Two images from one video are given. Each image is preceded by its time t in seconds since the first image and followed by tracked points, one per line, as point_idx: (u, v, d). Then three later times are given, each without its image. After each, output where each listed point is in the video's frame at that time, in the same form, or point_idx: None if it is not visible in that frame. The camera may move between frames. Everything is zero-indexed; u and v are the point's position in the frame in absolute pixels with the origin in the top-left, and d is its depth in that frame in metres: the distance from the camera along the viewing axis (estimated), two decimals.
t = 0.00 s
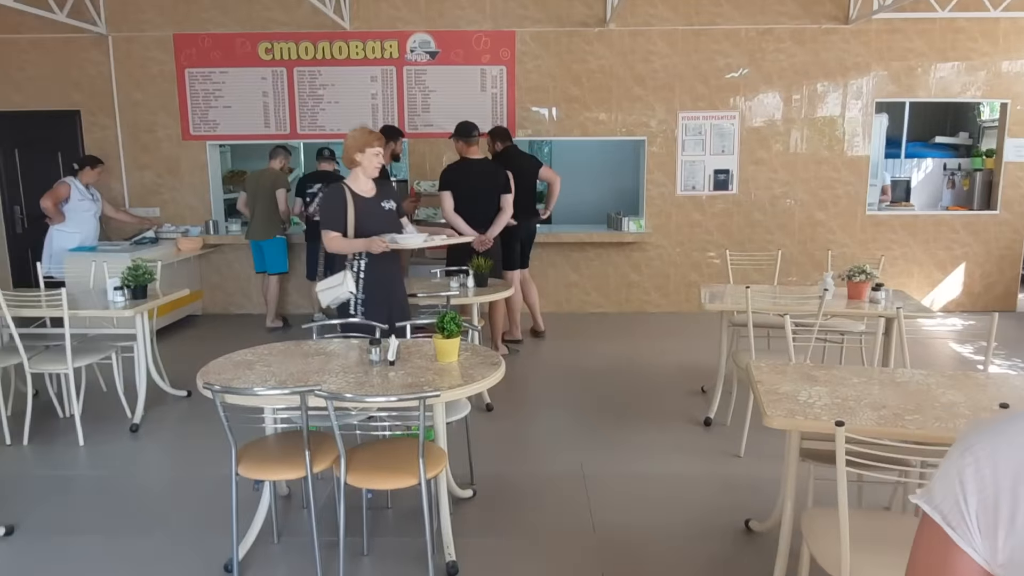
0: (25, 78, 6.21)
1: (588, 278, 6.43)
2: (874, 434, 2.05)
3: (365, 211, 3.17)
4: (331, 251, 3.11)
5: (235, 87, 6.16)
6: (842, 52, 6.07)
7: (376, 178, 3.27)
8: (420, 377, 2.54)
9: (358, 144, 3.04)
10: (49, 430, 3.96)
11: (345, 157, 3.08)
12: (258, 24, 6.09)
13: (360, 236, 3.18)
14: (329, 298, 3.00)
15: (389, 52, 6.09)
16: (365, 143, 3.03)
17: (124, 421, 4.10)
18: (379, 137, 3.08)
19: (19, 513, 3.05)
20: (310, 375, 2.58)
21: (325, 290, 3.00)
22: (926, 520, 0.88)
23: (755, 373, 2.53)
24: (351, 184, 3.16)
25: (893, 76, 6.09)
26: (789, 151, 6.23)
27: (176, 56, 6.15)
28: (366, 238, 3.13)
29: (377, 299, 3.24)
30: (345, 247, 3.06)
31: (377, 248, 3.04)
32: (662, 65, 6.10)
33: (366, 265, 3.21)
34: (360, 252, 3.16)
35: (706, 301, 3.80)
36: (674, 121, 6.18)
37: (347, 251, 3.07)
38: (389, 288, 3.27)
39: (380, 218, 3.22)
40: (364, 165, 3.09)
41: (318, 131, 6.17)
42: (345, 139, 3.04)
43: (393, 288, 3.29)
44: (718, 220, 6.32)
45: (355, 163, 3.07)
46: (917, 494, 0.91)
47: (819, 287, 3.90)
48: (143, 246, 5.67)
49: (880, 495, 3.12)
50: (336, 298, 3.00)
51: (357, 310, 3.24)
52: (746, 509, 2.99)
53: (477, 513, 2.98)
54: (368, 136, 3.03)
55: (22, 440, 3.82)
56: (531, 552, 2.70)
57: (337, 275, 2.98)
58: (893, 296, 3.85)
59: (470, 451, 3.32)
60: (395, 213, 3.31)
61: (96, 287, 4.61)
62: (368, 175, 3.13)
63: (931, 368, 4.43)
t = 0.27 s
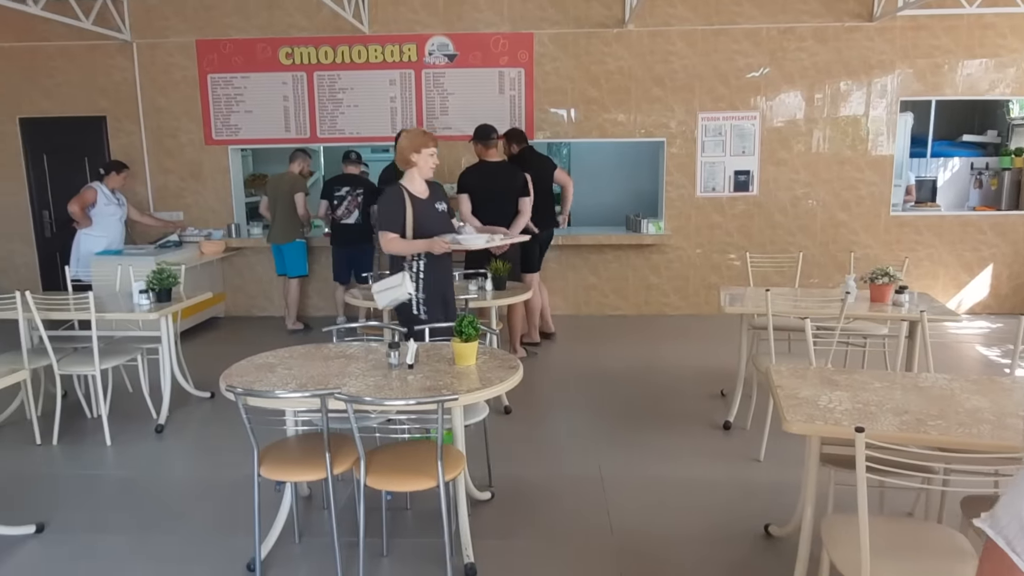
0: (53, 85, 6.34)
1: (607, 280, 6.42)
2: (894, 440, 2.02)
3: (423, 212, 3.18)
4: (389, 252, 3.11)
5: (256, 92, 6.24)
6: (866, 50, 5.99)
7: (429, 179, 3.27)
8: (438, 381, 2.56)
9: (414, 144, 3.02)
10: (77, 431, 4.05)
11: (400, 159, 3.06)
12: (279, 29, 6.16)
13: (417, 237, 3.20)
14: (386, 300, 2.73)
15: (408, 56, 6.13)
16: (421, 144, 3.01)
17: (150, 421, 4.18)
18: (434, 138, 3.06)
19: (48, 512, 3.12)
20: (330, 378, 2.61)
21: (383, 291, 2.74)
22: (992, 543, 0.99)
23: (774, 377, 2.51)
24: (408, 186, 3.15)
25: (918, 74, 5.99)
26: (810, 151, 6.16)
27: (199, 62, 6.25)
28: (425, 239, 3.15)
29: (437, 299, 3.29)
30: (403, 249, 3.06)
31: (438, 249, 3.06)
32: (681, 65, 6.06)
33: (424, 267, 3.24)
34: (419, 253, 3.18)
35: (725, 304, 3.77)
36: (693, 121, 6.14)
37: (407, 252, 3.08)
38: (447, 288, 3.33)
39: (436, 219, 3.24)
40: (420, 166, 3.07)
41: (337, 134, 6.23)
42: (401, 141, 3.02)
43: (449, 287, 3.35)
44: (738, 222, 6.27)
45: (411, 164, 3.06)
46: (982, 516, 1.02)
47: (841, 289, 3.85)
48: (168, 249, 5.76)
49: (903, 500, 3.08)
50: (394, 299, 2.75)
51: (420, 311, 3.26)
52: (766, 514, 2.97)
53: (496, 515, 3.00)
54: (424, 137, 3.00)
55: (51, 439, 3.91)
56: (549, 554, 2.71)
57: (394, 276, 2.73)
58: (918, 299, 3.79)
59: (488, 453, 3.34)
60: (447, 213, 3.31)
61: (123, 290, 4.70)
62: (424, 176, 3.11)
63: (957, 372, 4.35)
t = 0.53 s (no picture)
0: (76, 92, 6.45)
1: (624, 286, 6.39)
2: (915, 450, 1.99)
3: (480, 222, 3.18)
4: (448, 263, 3.11)
5: (275, 98, 6.30)
6: (886, 53, 5.92)
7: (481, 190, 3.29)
8: (455, 387, 2.55)
9: (470, 154, 3.07)
10: (98, 433, 4.10)
11: (456, 169, 3.10)
12: (297, 35, 6.22)
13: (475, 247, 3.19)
14: (448, 311, 2.87)
15: (425, 61, 6.16)
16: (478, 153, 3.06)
17: (169, 424, 4.22)
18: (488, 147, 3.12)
19: (69, 514, 3.17)
20: (348, 384, 2.62)
21: (444, 304, 2.88)
22: None
23: (793, 385, 2.48)
24: (463, 197, 3.13)
25: (940, 77, 5.92)
26: (830, 156, 6.10)
27: (219, 68, 6.32)
28: (484, 248, 3.15)
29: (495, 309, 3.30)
30: (463, 258, 3.07)
31: (498, 258, 3.09)
32: (699, 69, 6.03)
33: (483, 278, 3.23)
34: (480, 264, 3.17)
35: (743, 310, 3.74)
36: (711, 126, 6.11)
37: (467, 262, 3.08)
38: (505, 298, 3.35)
39: (491, 229, 3.23)
40: (475, 176, 3.12)
41: (355, 139, 6.27)
42: (458, 151, 3.07)
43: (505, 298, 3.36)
44: (756, 227, 6.23)
45: (466, 174, 3.10)
46: None
47: (862, 296, 3.81)
48: (187, 254, 5.83)
49: (924, 510, 3.03)
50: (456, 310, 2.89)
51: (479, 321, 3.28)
52: (784, 522, 2.94)
53: (512, 521, 2.99)
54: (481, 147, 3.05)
55: (73, 442, 3.96)
56: (565, 560, 2.70)
57: (456, 289, 2.85)
58: (940, 305, 3.74)
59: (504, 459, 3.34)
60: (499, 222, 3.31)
61: (143, 294, 4.76)
62: (479, 186, 3.14)
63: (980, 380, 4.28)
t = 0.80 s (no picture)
0: (99, 100, 6.55)
1: (639, 294, 6.38)
2: (935, 462, 1.96)
3: (539, 228, 3.13)
4: (511, 271, 3.05)
5: (293, 106, 6.36)
6: (906, 60, 5.87)
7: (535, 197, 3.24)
8: (470, 395, 2.56)
9: (527, 159, 3.03)
10: (118, 437, 4.16)
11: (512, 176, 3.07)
12: (316, 44, 6.28)
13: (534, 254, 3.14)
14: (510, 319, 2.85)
15: (442, 69, 6.20)
16: (535, 157, 3.02)
17: (187, 429, 4.27)
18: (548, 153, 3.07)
19: (89, 517, 3.21)
20: (364, 391, 2.63)
21: (504, 313, 2.84)
22: None
23: (810, 396, 2.46)
24: (520, 203, 3.09)
25: (960, 84, 5.85)
26: (848, 163, 6.05)
27: (238, 77, 6.40)
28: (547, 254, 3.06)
29: (551, 321, 3.23)
30: (525, 265, 3.01)
31: (564, 264, 2.96)
32: (715, 77, 6.02)
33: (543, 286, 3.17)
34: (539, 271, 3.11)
35: (760, 319, 3.71)
36: (727, 133, 6.08)
37: (530, 269, 3.02)
38: (562, 310, 3.28)
39: (549, 235, 3.18)
40: (533, 181, 3.07)
41: (371, 147, 6.32)
42: (514, 157, 3.03)
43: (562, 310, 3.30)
44: (773, 235, 6.19)
45: (523, 179, 3.06)
46: None
47: (881, 305, 3.77)
48: (206, 260, 5.89)
49: (944, 523, 2.98)
50: (515, 320, 2.85)
51: (535, 331, 3.20)
52: (801, 535, 2.90)
53: (526, 529, 2.98)
54: (538, 151, 3.01)
55: (93, 445, 4.01)
56: (579, 570, 2.69)
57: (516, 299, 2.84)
58: (960, 315, 3.69)
59: (519, 467, 3.33)
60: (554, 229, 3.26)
61: (162, 300, 4.81)
62: (536, 191, 3.10)
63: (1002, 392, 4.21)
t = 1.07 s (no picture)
0: (112, 107, 6.62)
1: (648, 301, 6.37)
2: (946, 472, 1.95)
3: (590, 236, 3.21)
4: (563, 279, 3.13)
5: (304, 112, 6.41)
6: (917, 67, 5.86)
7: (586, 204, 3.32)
8: (479, 402, 2.56)
9: (579, 168, 3.11)
10: (128, 441, 4.18)
11: (563, 184, 3.15)
12: (326, 51, 6.33)
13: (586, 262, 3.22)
14: (554, 327, 3.04)
15: (452, 76, 6.23)
16: (588, 166, 3.10)
17: (197, 434, 4.29)
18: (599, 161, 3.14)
19: (98, 520, 3.23)
20: (373, 397, 2.64)
21: (550, 321, 3.05)
22: None
23: (820, 405, 2.45)
24: (572, 211, 3.18)
25: (972, 92, 5.83)
26: (859, 171, 6.03)
27: (249, 84, 6.45)
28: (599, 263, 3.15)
29: (595, 331, 3.25)
30: (578, 274, 3.08)
31: (617, 272, 3.06)
32: (725, 84, 6.02)
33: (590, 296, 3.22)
34: (587, 280, 3.18)
35: (770, 326, 3.70)
36: (737, 141, 6.08)
37: (583, 276, 3.10)
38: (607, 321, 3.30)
39: (600, 242, 3.26)
40: (585, 189, 3.15)
41: (381, 153, 6.35)
42: (567, 165, 3.11)
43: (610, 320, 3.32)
44: (782, 242, 6.17)
45: (575, 188, 3.14)
46: None
47: (892, 313, 3.76)
48: (216, 265, 5.93)
49: (955, 534, 2.96)
50: (562, 328, 3.05)
51: (579, 342, 3.22)
52: (811, 544, 2.88)
53: (534, 536, 2.98)
54: (591, 159, 3.10)
55: (104, 449, 4.04)
56: None
57: (562, 307, 3.04)
58: (972, 324, 3.66)
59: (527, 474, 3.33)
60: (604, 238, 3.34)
61: (174, 305, 4.85)
62: (587, 199, 3.18)
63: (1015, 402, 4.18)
